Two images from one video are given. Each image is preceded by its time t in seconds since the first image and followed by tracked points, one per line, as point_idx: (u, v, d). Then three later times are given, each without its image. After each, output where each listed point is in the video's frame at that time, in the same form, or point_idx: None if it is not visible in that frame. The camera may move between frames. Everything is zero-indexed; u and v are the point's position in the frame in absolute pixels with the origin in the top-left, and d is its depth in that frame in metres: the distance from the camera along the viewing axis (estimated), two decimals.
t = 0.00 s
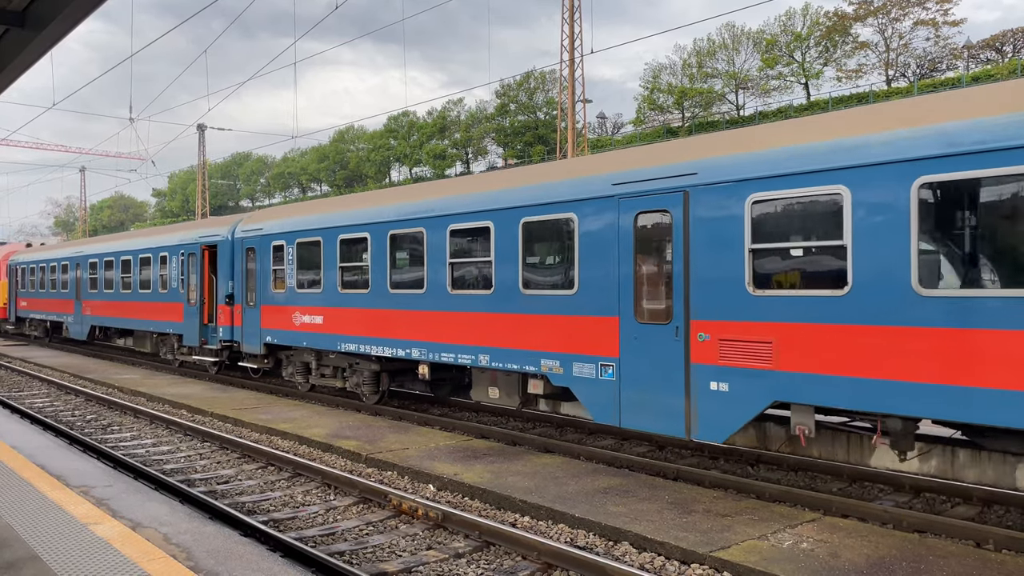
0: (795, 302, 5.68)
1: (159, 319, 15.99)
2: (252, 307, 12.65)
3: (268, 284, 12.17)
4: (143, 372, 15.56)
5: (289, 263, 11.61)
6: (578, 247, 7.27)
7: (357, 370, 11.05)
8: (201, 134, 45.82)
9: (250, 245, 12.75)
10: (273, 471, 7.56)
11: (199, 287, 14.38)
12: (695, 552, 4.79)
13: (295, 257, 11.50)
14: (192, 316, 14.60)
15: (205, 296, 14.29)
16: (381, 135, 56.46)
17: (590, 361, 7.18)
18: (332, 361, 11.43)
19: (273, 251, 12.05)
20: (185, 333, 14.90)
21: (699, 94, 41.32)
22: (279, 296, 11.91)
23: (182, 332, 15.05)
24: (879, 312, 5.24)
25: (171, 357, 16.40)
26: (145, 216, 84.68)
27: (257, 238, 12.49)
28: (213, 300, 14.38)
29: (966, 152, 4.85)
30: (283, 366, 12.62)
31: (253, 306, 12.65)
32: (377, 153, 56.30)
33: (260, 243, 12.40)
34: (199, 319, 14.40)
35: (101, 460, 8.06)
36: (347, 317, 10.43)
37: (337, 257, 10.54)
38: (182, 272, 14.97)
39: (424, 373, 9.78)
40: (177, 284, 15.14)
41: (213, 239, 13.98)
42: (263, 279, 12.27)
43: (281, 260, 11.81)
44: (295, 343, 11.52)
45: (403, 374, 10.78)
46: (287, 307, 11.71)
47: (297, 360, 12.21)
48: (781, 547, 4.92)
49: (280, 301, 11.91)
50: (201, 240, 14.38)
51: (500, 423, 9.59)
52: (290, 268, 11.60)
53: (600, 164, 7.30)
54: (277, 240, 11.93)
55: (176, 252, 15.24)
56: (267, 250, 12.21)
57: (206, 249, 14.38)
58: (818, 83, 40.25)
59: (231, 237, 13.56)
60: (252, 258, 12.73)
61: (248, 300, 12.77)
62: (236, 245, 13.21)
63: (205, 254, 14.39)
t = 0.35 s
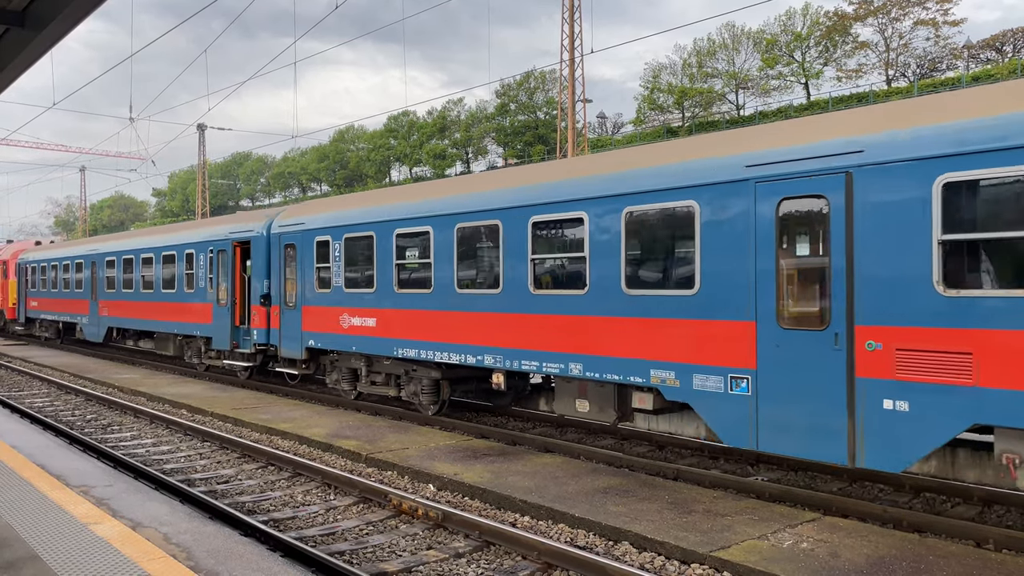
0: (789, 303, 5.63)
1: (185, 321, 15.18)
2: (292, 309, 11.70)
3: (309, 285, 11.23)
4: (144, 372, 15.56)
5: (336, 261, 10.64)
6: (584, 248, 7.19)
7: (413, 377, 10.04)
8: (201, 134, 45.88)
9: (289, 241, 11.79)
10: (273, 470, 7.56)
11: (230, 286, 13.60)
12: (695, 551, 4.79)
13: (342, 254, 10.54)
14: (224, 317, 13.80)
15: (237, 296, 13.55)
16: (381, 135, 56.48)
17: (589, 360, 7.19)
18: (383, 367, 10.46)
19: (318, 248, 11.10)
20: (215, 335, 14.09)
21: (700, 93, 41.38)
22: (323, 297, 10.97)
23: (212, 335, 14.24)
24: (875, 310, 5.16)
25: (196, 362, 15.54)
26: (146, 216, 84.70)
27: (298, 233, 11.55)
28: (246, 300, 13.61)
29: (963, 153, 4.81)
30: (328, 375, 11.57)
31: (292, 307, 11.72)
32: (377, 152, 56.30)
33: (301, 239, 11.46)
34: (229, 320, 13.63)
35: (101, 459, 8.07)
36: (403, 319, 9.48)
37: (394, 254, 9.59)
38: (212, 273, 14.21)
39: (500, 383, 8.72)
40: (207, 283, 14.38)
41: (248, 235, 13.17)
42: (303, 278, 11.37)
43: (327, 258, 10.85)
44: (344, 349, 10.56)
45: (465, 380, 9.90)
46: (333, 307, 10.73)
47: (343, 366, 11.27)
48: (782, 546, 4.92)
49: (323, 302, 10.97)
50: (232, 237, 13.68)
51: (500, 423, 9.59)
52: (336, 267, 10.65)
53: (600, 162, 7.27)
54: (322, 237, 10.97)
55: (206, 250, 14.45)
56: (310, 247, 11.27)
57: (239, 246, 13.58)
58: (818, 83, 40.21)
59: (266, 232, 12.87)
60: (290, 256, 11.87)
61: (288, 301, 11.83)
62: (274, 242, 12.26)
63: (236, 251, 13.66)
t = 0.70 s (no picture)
0: (791, 304, 5.63)
1: (213, 322, 13.99)
2: (341, 310, 10.65)
3: (362, 285, 10.18)
4: (144, 372, 15.55)
5: (392, 259, 9.60)
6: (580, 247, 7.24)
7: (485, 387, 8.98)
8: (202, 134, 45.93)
9: (337, 236, 10.71)
10: (273, 470, 7.56)
11: (264, 285, 12.45)
12: (695, 551, 4.79)
13: (399, 250, 9.50)
14: (259, 318, 12.64)
15: (274, 295, 12.32)
16: (381, 134, 56.46)
17: (589, 360, 7.19)
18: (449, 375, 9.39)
19: (370, 243, 10.04)
20: (248, 338, 12.93)
21: (700, 92, 41.43)
22: (376, 297, 9.93)
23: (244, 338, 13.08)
24: (879, 310, 5.12)
25: (224, 366, 14.50)
26: (146, 215, 84.60)
27: (348, 227, 10.45)
28: (283, 301, 12.44)
29: (955, 155, 4.79)
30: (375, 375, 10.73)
31: (340, 308, 10.67)
32: (377, 152, 56.27)
33: (351, 233, 10.38)
34: (266, 322, 12.45)
35: (101, 459, 8.06)
36: (467, 322, 8.53)
37: (464, 251, 8.54)
38: (245, 270, 13.01)
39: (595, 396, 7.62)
40: (240, 282, 13.18)
41: (288, 230, 11.89)
42: (353, 277, 10.34)
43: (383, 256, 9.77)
44: (402, 355, 9.51)
45: (541, 390, 8.69)
46: (391, 309, 9.69)
47: (398, 373, 10.21)
48: (782, 546, 4.93)
49: (375, 304, 9.96)
50: (267, 232, 12.43)
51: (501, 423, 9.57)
52: (392, 265, 9.61)
53: (601, 163, 7.29)
54: (375, 232, 9.90)
55: (240, 245, 13.18)
56: (362, 242, 10.18)
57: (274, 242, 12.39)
58: (819, 82, 40.17)
59: (307, 228, 11.56)
60: (337, 253, 10.78)
61: (337, 302, 10.78)
62: (319, 237, 11.15)
63: (273, 248, 12.42)
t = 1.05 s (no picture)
0: (793, 304, 5.67)
1: (246, 325, 12.91)
2: (396, 311, 9.66)
3: (424, 282, 9.18)
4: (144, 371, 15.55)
5: (460, 256, 8.63)
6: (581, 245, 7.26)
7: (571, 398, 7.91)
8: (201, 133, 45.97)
9: (394, 230, 9.73)
10: (274, 469, 7.56)
11: (308, 284, 11.39)
12: (696, 550, 4.79)
13: (469, 246, 8.52)
14: (302, 320, 11.57)
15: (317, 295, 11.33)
16: (381, 133, 56.49)
17: (589, 360, 7.22)
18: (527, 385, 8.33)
19: (433, 237, 9.08)
20: (288, 342, 11.87)
21: (700, 91, 41.54)
22: (439, 298, 8.98)
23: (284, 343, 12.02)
24: (881, 310, 5.19)
25: (258, 372, 13.50)
26: (146, 214, 84.59)
27: (407, 218, 9.46)
28: (326, 302, 11.48)
29: (956, 153, 4.87)
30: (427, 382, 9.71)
31: (396, 309, 9.68)
32: (377, 151, 56.26)
33: (410, 227, 9.42)
34: (308, 324, 11.41)
35: (101, 458, 8.06)
36: (544, 323, 7.68)
37: (551, 247, 7.59)
38: (284, 269, 11.94)
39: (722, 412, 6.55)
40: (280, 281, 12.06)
41: (335, 224, 10.86)
42: (411, 274, 9.38)
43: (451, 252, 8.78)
44: (469, 362, 8.56)
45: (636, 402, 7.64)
46: (459, 310, 8.71)
47: (464, 382, 9.17)
48: (782, 545, 4.93)
49: (436, 306, 9.02)
50: (310, 226, 11.42)
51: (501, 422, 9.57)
52: (461, 264, 8.63)
53: (603, 162, 7.30)
54: (441, 226, 8.94)
55: (279, 241, 12.06)
56: (424, 237, 9.19)
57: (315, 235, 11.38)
58: (819, 81, 40.11)
59: (357, 221, 10.58)
60: (393, 249, 9.79)
61: (392, 303, 9.76)
62: (370, 230, 10.13)
63: (316, 244, 11.39)
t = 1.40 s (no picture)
0: (792, 303, 5.62)
1: (287, 327, 11.84)
2: (465, 313, 8.59)
3: (501, 281, 8.13)
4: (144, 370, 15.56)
5: (545, 252, 7.58)
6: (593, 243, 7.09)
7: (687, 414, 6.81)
8: (201, 132, 45.97)
9: (462, 223, 8.64)
10: (274, 468, 7.56)
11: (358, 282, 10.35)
12: (696, 549, 4.80)
13: (557, 240, 7.46)
14: (352, 322, 10.49)
15: (369, 293, 10.29)
16: (381, 132, 56.50)
17: (588, 359, 7.18)
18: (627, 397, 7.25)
19: (509, 230, 8.02)
20: (335, 347, 10.80)
21: (701, 91, 41.64)
22: (516, 299, 7.95)
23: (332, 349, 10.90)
24: (882, 310, 5.13)
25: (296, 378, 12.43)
26: (146, 214, 84.60)
27: (479, 208, 8.37)
28: (377, 303, 10.41)
29: (959, 153, 4.78)
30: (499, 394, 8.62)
31: (464, 311, 8.62)
32: (377, 150, 56.25)
33: (482, 219, 8.37)
34: (359, 327, 10.34)
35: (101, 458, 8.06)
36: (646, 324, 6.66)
37: (664, 241, 6.49)
38: (331, 268, 10.90)
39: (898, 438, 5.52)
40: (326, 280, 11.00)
41: (391, 217, 9.83)
42: (484, 272, 8.34)
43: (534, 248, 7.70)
44: (561, 372, 7.46)
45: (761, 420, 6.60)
46: (544, 313, 7.64)
47: (547, 394, 8.07)
48: (783, 544, 4.93)
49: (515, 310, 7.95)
50: (361, 220, 10.41)
51: (501, 421, 9.57)
52: (547, 261, 7.58)
53: (602, 161, 7.23)
54: (519, 218, 7.89)
55: (326, 236, 11.03)
56: (502, 229, 8.11)
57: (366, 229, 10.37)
58: (819, 80, 40.06)
59: (417, 213, 9.55)
60: (461, 245, 8.72)
61: (460, 304, 8.69)
62: (433, 222, 9.05)
63: (367, 239, 10.38)
